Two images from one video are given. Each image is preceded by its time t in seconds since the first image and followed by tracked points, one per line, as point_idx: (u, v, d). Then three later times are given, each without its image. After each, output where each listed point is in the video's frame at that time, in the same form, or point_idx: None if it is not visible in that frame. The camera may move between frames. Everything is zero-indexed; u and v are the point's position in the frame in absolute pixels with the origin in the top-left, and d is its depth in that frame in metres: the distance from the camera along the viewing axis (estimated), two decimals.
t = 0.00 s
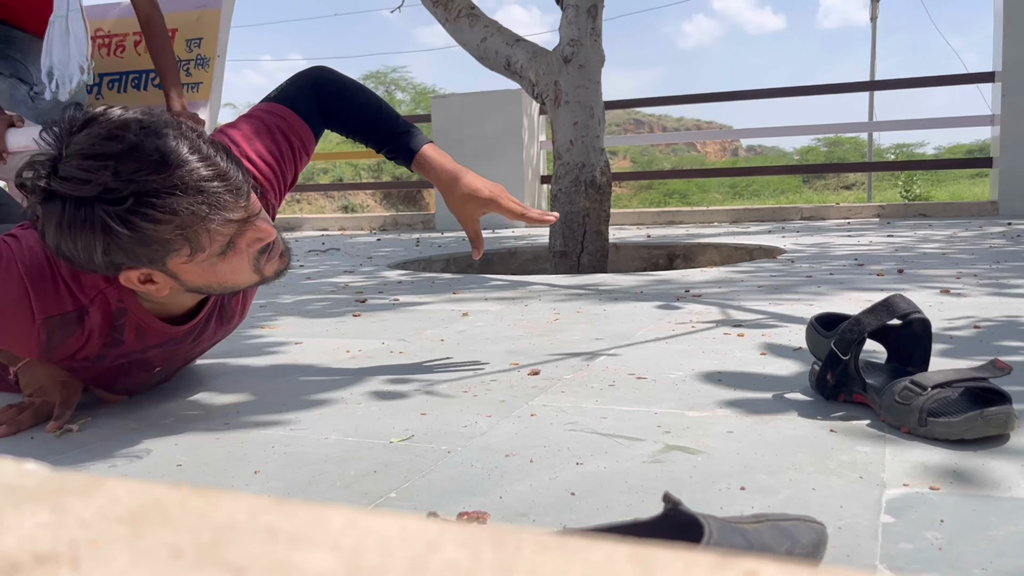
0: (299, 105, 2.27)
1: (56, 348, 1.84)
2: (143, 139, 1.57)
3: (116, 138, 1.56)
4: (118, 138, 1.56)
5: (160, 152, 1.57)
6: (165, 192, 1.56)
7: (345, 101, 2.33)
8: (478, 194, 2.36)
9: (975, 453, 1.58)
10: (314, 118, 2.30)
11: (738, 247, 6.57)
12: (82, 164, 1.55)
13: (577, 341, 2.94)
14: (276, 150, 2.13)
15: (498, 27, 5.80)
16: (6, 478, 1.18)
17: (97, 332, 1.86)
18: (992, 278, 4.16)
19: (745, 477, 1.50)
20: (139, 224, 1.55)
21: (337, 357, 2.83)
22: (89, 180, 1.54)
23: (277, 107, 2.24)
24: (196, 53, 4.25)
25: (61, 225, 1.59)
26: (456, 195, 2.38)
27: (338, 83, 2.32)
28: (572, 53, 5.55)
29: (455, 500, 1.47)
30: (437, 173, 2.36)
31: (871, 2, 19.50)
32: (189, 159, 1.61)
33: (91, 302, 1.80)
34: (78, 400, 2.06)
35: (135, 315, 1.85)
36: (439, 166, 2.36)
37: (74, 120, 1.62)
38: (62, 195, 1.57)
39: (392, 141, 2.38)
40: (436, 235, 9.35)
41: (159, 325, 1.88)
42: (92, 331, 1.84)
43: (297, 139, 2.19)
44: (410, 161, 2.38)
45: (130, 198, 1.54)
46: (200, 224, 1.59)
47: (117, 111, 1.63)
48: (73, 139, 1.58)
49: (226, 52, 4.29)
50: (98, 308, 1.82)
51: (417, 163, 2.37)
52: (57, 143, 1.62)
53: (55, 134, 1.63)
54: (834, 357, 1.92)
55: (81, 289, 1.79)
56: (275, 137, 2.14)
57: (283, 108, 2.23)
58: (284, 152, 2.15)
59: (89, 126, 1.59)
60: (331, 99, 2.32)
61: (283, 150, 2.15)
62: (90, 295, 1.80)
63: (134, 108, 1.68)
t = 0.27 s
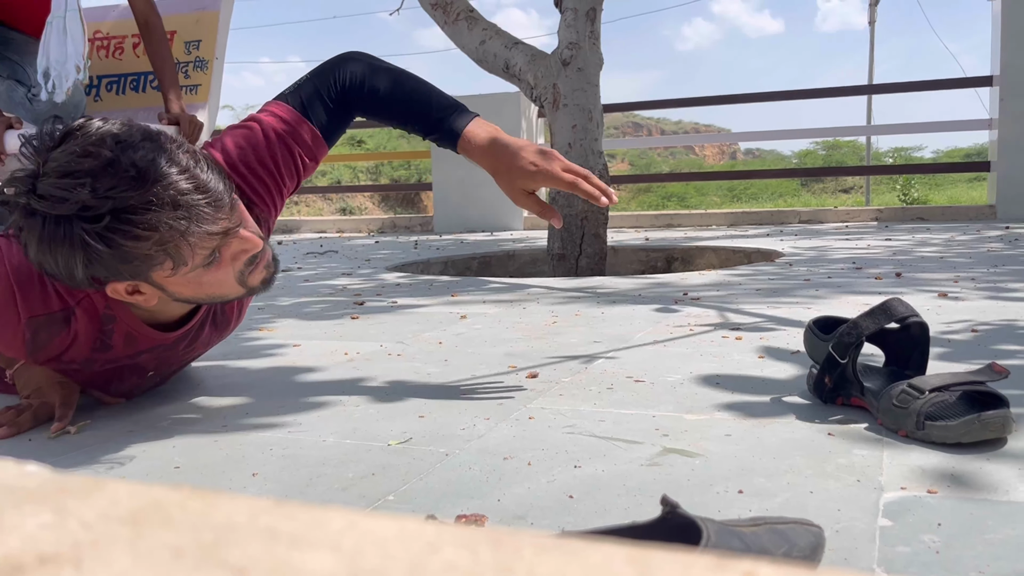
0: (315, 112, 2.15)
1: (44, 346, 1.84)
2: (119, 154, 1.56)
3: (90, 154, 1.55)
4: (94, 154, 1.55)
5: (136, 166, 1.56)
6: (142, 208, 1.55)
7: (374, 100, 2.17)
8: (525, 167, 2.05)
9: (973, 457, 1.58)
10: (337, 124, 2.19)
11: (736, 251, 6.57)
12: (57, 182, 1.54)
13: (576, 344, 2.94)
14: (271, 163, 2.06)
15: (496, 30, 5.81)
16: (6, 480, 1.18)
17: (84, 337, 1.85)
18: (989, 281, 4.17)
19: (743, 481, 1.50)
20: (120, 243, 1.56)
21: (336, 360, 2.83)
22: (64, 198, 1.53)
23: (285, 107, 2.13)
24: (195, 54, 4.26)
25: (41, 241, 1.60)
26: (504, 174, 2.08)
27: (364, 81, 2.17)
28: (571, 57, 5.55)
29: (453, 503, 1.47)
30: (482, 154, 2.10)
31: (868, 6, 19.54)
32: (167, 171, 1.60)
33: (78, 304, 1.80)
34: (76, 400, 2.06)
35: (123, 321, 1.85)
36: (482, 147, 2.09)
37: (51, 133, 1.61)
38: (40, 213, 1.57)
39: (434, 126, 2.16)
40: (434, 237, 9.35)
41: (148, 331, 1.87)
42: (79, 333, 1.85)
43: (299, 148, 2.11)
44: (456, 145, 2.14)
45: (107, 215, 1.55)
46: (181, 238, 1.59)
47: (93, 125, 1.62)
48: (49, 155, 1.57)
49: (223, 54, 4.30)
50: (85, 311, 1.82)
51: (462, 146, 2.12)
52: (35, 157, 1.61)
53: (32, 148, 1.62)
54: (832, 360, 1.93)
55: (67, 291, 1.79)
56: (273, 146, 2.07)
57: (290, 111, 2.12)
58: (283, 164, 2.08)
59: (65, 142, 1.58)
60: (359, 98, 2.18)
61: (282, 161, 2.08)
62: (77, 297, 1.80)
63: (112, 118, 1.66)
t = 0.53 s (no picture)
0: (320, 128, 2.06)
1: (37, 344, 1.83)
2: (165, 181, 1.56)
3: (136, 179, 1.54)
4: (140, 179, 1.55)
5: (179, 196, 1.56)
6: (183, 237, 1.55)
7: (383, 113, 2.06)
8: (555, 171, 1.89)
9: (967, 459, 1.58)
10: (346, 141, 2.10)
11: (732, 253, 6.58)
12: (100, 203, 1.53)
13: (571, 346, 2.94)
14: (269, 181, 2.00)
15: (493, 32, 5.81)
16: None
17: (77, 337, 1.84)
18: (984, 284, 4.17)
19: (738, 483, 1.50)
20: (153, 267, 1.54)
21: (331, 361, 2.82)
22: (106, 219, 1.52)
23: (290, 123, 2.06)
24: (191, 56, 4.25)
25: (71, 256, 1.59)
26: (533, 182, 1.92)
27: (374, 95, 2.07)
28: (567, 59, 5.56)
29: (448, 505, 1.46)
30: (508, 161, 1.93)
31: (863, 10, 19.61)
32: (206, 202, 1.60)
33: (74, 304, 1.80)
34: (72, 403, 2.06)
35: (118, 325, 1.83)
36: (508, 152, 1.93)
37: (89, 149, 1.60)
38: (75, 228, 1.55)
39: (451, 136, 2.00)
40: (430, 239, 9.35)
41: (141, 335, 1.86)
42: (72, 333, 1.83)
43: (300, 165, 2.03)
44: (478, 153, 1.99)
45: (146, 240, 1.54)
46: (214, 270, 1.59)
47: (133, 146, 1.61)
48: (90, 174, 1.56)
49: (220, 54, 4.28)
50: (80, 311, 1.81)
51: (487, 152, 1.95)
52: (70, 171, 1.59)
53: (65, 160, 1.59)
54: (827, 362, 1.93)
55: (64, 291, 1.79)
56: (273, 163, 2.01)
57: (294, 127, 2.05)
58: (283, 182, 2.02)
59: (107, 161, 1.57)
60: (368, 113, 2.07)
61: (282, 180, 2.02)
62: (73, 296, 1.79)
63: (150, 140, 1.66)
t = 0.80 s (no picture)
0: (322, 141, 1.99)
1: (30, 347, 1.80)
2: (238, 238, 1.50)
3: (211, 233, 1.47)
4: (216, 235, 1.47)
5: (251, 254, 1.51)
6: (252, 295, 1.51)
7: (389, 127, 2.00)
8: (566, 188, 1.85)
9: (960, 460, 1.58)
10: (348, 155, 2.02)
11: (727, 254, 6.58)
12: (176, 255, 1.43)
13: (565, 347, 2.94)
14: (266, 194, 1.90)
15: (488, 33, 5.81)
16: None
17: (70, 342, 1.81)
18: (977, 286, 4.19)
19: (732, 484, 1.50)
20: (225, 323, 1.47)
21: (325, 363, 2.81)
22: (182, 273, 1.43)
23: (292, 136, 1.99)
24: (186, 57, 4.23)
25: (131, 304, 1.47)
26: (544, 197, 1.89)
27: (380, 109, 2.01)
28: (563, 60, 5.55)
29: (441, 506, 1.46)
30: (519, 176, 1.89)
31: (858, 12, 19.66)
32: (270, 259, 1.56)
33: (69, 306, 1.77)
34: (64, 403, 2.06)
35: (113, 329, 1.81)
36: (518, 167, 1.89)
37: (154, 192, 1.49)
38: (142, 278, 1.43)
39: (458, 150, 1.95)
40: (425, 240, 9.34)
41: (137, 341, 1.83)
42: (66, 337, 1.80)
43: (298, 179, 1.95)
44: (487, 168, 1.94)
45: (221, 297, 1.47)
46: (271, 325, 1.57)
47: (198, 195, 1.52)
48: (161, 222, 1.45)
49: (214, 55, 4.26)
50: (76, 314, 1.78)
51: (496, 168, 1.91)
52: (132, 214, 1.48)
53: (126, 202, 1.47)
54: (821, 364, 1.93)
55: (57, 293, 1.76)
56: (271, 175, 1.92)
57: (295, 140, 1.98)
58: (280, 195, 1.93)
59: (177, 210, 1.47)
60: (374, 125, 2.01)
61: (279, 193, 1.92)
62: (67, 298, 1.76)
63: (209, 186, 1.57)
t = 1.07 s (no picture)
0: (333, 163, 1.99)
1: (32, 351, 1.79)
2: (286, 262, 1.57)
3: (263, 260, 1.53)
4: (268, 261, 1.54)
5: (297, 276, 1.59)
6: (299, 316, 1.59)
7: (401, 152, 1.99)
8: (580, 211, 1.84)
9: (953, 461, 1.59)
10: (359, 179, 2.02)
11: (720, 255, 6.60)
12: (236, 282, 1.48)
13: (559, 348, 2.94)
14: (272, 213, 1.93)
15: (482, 34, 5.80)
16: None
17: (73, 348, 1.81)
18: (969, 287, 4.20)
19: (726, 485, 1.50)
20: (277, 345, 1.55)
21: (319, 363, 2.81)
22: (243, 300, 1.49)
23: (305, 155, 1.99)
24: (179, 56, 4.22)
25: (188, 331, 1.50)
26: (557, 221, 1.87)
27: (394, 134, 2.01)
28: (557, 61, 5.55)
29: (435, 507, 1.46)
30: (532, 200, 1.89)
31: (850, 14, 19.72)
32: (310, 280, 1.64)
33: (75, 310, 1.76)
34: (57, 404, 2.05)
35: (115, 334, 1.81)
36: (531, 191, 1.88)
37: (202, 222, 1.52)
38: (204, 305, 1.47)
39: (470, 175, 1.94)
40: (419, 240, 9.33)
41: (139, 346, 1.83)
42: (68, 341, 1.79)
43: (304, 199, 1.95)
44: (499, 193, 1.92)
45: (274, 319, 1.54)
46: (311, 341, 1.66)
47: (242, 222, 1.56)
48: (215, 251, 1.50)
49: (208, 55, 4.25)
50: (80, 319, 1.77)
51: (508, 192, 1.90)
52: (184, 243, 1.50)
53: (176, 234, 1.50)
54: (814, 365, 1.94)
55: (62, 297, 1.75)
56: (278, 194, 1.94)
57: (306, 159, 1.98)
58: (286, 214, 1.95)
59: (228, 238, 1.52)
60: (387, 151, 2.01)
61: (285, 212, 1.94)
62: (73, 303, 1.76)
63: (247, 211, 1.61)
